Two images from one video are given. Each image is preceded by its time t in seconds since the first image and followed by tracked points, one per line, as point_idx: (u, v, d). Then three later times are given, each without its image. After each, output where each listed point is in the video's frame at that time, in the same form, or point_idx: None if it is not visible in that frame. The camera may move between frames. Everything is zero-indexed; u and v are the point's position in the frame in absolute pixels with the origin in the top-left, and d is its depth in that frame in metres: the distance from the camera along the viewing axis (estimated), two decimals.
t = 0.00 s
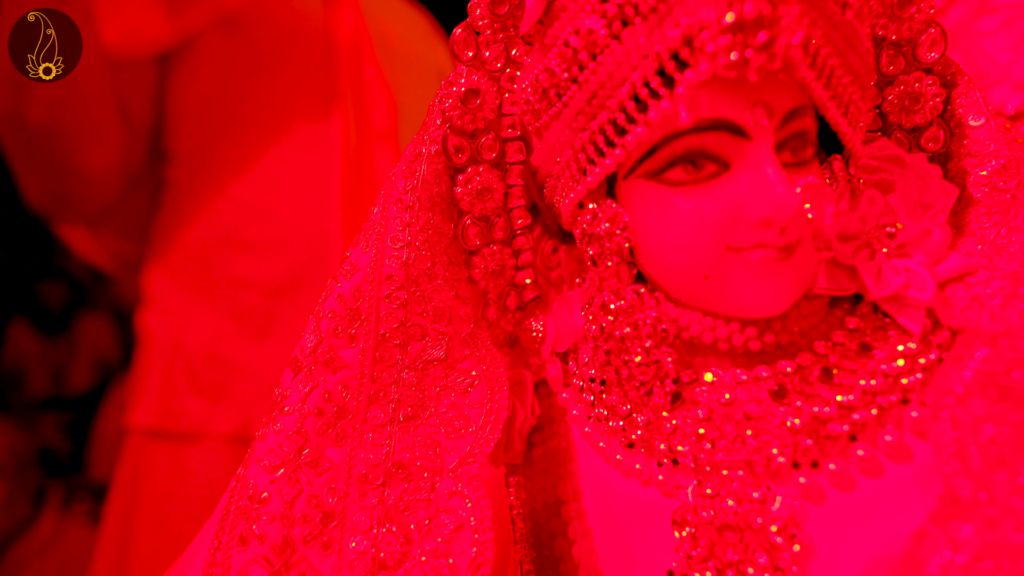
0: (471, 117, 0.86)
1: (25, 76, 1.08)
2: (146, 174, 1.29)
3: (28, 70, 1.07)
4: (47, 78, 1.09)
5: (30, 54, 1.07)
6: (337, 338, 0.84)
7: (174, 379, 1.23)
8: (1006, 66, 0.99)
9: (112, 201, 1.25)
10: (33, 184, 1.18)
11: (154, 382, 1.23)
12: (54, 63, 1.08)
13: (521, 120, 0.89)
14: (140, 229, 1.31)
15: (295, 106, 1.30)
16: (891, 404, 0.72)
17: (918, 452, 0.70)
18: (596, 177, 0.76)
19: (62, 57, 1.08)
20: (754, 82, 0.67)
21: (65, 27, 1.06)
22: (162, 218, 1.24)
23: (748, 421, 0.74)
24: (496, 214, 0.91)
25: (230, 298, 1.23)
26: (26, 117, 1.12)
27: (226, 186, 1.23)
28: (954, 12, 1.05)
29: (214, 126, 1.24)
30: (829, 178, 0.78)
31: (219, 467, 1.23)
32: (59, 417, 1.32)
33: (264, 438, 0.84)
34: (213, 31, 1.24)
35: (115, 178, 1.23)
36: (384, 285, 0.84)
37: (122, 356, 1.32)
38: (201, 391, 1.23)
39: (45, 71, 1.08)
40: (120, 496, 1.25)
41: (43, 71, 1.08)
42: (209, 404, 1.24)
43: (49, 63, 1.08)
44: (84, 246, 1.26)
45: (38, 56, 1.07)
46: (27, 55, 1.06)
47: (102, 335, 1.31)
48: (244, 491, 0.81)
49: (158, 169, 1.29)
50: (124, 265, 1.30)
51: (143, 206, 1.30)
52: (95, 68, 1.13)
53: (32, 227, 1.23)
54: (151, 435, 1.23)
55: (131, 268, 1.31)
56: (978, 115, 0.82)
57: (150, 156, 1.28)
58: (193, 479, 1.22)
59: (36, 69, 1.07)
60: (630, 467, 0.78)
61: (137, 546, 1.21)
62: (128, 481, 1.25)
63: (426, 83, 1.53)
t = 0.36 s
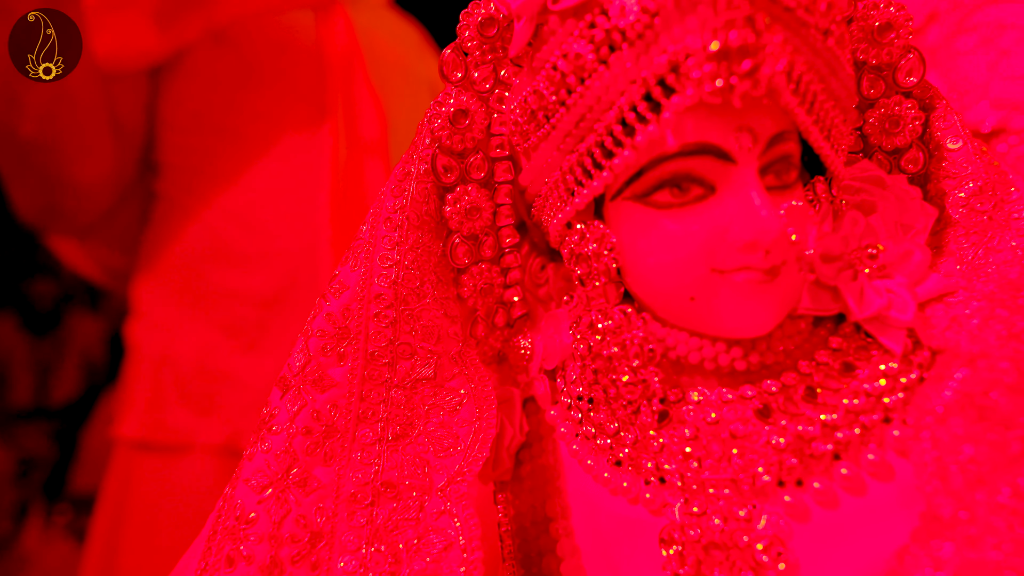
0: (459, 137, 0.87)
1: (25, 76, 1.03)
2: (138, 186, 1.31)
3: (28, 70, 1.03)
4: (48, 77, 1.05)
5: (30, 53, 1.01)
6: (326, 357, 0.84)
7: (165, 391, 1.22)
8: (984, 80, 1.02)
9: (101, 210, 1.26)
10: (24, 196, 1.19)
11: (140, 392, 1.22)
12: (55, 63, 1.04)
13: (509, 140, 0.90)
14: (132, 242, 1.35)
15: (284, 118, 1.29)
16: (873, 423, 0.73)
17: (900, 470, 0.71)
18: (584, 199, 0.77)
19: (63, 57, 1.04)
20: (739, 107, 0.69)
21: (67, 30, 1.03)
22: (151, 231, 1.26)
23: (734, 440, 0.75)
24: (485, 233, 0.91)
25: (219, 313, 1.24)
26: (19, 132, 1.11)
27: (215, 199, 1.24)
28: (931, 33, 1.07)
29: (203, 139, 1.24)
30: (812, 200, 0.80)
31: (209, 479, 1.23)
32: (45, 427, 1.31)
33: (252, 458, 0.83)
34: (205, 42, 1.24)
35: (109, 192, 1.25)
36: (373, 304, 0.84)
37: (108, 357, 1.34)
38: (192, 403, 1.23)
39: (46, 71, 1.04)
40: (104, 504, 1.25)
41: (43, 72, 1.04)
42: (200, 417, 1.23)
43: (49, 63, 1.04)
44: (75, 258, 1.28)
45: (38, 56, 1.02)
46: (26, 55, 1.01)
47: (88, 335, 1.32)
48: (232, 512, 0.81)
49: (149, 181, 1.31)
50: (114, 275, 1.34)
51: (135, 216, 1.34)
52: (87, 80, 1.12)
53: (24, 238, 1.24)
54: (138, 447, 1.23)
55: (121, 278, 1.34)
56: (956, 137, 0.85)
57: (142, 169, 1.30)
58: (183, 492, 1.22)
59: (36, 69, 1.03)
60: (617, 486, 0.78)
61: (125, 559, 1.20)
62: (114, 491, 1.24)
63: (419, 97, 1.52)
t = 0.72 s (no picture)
0: (448, 156, 0.88)
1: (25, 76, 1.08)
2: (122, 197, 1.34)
3: (28, 70, 1.08)
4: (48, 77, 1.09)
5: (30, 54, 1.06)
6: (314, 376, 0.84)
7: (146, 403, 1.20)
8: (961, 98, 1.05)
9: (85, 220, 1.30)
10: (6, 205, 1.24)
11: (122, 404, 1.20)
12: (55, 63, 1.08)
13: (497, 159, 0.90)
14: (113, 252, 1.38)
15: (268, 127, 1.28)
16: (855, 441, 0.74)
17: (882, 488, 0.73)
18: (571, 219, 0.78)
19: (62, 57, 1.08)
20: (723, 132, 0.70)
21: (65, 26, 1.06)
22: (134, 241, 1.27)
23: (720, 458, 0.76)
24: (473, 251, 0.92)
25: (201, 324, 1.22)
26: None
27: (197, 207, 1.23)
28: (911, 49, 1.10)
29: (186, 148, 1.25)
30: (795, 221, 0.80)
31: (191, 491, 1.21)
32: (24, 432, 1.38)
33: (239, 477, 0.83)
34: (189, 52, 1.25)
35: (93, 200, 1.28)
36: (361, 322, 0.84)
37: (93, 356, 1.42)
38: (173, 416, 1.20)
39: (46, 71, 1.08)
40: (84, 516, 1.24)
41: (43, 71, 1.08)
42: (181, 429, 1.21)
43: (49, 63, 1.08)
44: (58, 266, 1.32)
45: (38, 56, 1.07)
46: (27, 55, 1.06)
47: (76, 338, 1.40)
48: (219, 533, 0.80)
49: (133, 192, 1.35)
50: (98, 285, 1.39)
51: (120, 227, 1.37)
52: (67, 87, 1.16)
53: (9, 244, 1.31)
54: (119, 458, 1.21)
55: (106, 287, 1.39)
56: (934, 159, 0.86)
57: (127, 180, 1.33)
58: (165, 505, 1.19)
59: (36, 69, 1.08)
60: (604, 504, 0.79)
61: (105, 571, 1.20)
62: (94, 501, 1.24)
63: (410, 109, 1.51)
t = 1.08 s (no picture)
0: (437, 177, 0.88)
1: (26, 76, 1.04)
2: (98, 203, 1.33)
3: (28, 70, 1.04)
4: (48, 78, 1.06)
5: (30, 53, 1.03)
6: (303, 397, 0.84)
7: (121, 413, 1.18)
8: (938, 116, 1.10)
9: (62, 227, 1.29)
10: None
11: (98, 413, 1.18)
12: (55, 63, 1.05)
13: (486, 180, 0.90)
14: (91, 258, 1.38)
15: (249, 134, 1.27)
16: (839, 461, 0.76)
17: (864, 508, 0.74)
18: (561, 243, 0.78)
19: (62, 57, 1.05)
20: (710, 159, 0.71)
21: (66, 28, 1.03)
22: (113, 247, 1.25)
23: (706, 478, 0.77)
24: (462, 271, 0.92)
25: (179, 333, 1.20)
26: None
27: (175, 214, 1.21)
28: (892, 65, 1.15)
29: (165, 155, 1.23)
30: (779, 243, 0.81)
31: (161, 506, 1.18)
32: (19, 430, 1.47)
33: (227, 499, 0.83)
34: (169, 58, 1.24)
35: (68, 206, 1.26)
36: (350, 342, 0.84)
37: (72, 352, 1.46)
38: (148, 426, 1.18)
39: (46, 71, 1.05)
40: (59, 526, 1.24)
41: (43, 72, 1.05)
42: (156, 440, 1.18)
43: (49, 63, 1.04)
44: (36, 271, 1.32)
45: (38, 56, 1.03)
46: (27, 55, 1.03)
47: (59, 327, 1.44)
48: (207, 556, 0.80)
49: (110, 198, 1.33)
50: (75, 288, 1.39)
51: (97, 231, 1.36)
52: (41, 91, 1.14)
53: None
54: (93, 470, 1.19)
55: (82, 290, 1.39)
56: (913, 182, 0.88)
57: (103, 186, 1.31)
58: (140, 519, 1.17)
59: (36, 70, 1.04)
60: (593, 524, 0.79)
61: None
62: (70, 509, 1.23)
63: (392, 118, 1.53)
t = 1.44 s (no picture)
0: (424, 197, 0.89)
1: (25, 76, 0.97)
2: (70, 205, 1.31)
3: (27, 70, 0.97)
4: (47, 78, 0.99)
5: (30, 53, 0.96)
6: (290, 416, 0.84)
7: (93, 422, 1.16)
8: (915, 131, 1.13)
9: (31, 231, 1.27)
10: None
11: (68, 423, 1.16)
12: (55, 63, 0.98)
13: (473, 199, 0.91)
14: (65, 259, 1.35)
15: (227, 140, 1.26)
16: (821, 479, 0.78)
17: (846, 525, 0.76)
18: (548, 264, 0.79)
19: (63, 57, 0.99)
20: (695, 185, 0.73)
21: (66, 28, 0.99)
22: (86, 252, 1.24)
23: (691, 497, 0.78)
24: (449, 289, 0.92)
25: (151, 342, 1.18)
26: None
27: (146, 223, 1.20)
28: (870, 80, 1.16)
29: (140, 162, 1.22)
30: (762, 264, 0.82)
31: (136, 516, 1.16)
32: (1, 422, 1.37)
33: (214, 520, 0.82)
34: (145, 61, 1.22)
35: (38, 209, 1.24)
36: (338, 362, 0.84)
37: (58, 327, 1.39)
38: (121, 435, 1.17)
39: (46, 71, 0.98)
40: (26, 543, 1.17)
41: (43, 72, 0.98)
42: (129, 450, 1.17)
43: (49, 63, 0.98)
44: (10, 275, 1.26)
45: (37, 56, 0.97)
46: (26, 55, 0.96)
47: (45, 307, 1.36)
48: None
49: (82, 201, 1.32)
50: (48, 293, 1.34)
51: (70, 235, 1.34)
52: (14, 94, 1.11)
53: None
54: (63, 481, 1.17)
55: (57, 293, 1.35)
56: (892, 203, 0.89)
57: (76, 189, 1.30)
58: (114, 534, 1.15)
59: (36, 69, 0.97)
60: (580, 542, 0.79)
61: None
62: (37, 526, 1.17)
63: (372, 123, 1.50)
